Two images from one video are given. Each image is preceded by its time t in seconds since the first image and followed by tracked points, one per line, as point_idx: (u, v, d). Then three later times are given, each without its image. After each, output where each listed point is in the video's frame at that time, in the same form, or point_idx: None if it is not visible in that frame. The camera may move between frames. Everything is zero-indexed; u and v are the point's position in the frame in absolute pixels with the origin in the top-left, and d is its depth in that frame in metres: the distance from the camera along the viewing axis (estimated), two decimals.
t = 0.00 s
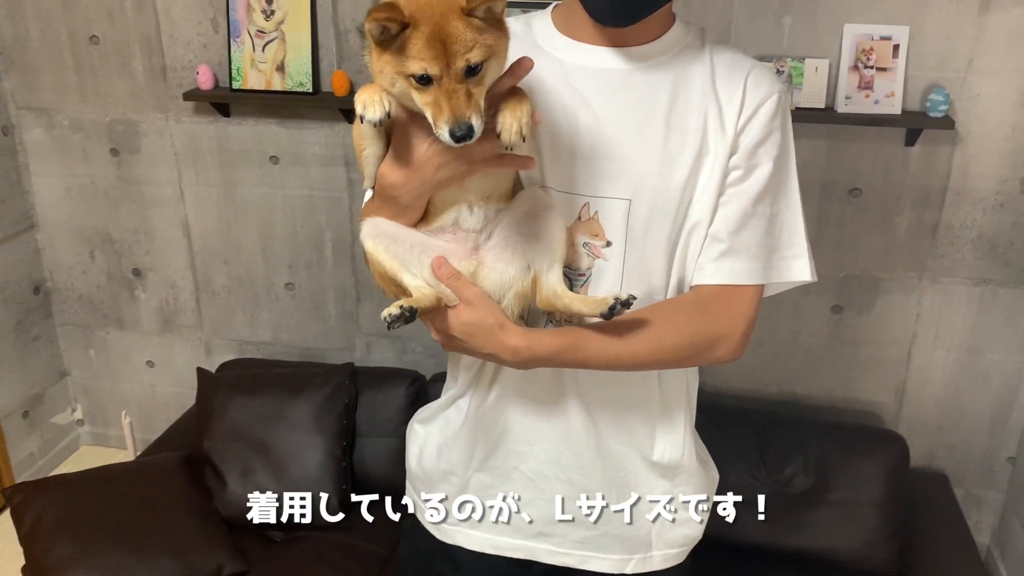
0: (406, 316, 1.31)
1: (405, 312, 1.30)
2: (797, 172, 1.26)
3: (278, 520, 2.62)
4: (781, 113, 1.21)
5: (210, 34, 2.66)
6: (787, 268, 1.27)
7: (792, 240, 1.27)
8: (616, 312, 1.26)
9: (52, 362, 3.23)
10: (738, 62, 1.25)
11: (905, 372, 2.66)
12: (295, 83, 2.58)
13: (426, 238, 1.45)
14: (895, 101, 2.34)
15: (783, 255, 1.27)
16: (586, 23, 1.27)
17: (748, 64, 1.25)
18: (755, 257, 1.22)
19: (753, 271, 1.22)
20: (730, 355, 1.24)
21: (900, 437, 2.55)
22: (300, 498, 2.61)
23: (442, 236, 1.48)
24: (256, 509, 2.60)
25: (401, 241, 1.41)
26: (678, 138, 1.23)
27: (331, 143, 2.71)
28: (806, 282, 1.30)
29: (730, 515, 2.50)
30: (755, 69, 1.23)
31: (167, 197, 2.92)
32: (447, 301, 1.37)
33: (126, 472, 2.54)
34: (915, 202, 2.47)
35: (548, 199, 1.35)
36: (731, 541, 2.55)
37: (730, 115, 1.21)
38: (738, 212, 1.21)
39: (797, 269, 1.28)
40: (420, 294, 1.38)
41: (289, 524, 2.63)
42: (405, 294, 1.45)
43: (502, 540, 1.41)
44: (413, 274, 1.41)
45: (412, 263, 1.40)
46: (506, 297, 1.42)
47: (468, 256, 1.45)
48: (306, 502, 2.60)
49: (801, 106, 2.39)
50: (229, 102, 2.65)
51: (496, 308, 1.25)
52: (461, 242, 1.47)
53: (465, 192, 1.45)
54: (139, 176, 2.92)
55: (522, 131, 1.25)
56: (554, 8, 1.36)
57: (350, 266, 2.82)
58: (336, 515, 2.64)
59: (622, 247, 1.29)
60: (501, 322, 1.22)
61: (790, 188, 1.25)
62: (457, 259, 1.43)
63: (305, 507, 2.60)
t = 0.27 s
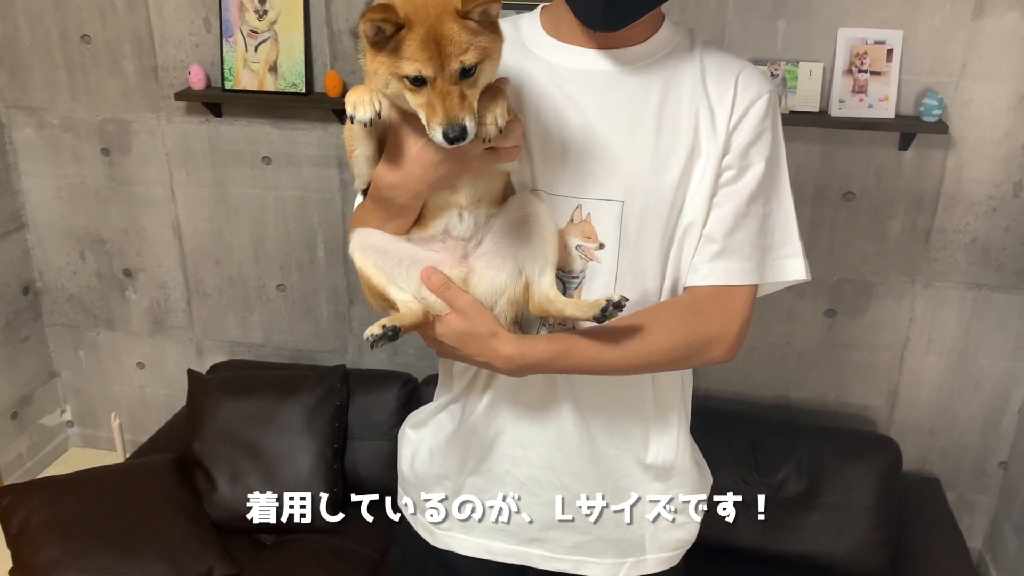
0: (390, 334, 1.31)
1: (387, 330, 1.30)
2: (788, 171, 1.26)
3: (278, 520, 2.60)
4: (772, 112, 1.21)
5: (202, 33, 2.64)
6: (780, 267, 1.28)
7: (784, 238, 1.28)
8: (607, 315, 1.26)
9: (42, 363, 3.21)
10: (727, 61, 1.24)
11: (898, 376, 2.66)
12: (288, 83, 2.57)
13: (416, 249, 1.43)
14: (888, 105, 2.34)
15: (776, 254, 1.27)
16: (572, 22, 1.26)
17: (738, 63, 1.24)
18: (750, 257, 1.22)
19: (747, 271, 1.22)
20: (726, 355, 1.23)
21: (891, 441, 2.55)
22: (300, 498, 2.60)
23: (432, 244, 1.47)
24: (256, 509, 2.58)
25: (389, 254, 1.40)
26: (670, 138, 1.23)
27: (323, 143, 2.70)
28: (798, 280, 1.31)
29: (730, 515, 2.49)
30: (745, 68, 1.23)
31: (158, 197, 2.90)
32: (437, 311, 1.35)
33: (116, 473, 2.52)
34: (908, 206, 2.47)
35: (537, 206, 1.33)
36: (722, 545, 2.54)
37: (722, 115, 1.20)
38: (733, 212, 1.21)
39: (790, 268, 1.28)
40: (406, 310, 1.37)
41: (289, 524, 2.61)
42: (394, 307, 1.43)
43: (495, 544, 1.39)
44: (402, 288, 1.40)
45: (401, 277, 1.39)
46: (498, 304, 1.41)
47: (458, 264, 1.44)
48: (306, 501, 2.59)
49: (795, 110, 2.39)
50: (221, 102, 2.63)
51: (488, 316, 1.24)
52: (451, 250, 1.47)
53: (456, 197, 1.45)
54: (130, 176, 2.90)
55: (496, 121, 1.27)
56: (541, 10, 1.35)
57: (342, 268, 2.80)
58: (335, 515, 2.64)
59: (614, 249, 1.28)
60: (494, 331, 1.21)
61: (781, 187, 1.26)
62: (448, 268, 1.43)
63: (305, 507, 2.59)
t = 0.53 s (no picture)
0: (371, 358, 1.31)
1: (370, 356, 1.30)
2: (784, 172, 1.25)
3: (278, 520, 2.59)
4: (768, 114, 1.21)
5: (198, 31, 2.62)
6: (775, 268, 1.27)
7: (780, 239, 1.27)
8: (604, 324, 1.22)
9: (35, 361, 3.19)
10: (724, 61, 1.23)
11: (896, 378, 2.65)
12: (284, 81, 2.55)
13: (411, 253, 1.40)
14: (887, 105, 2.33)
15: (771, 256, 1.26)
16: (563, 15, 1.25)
17: (734, 63, 1.23)
18: (746, 259, 1.22)
19: (743, 274, 1.21)
20: (721, 357, 1.23)
21: (889, 442, 2.54)
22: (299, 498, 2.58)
23: (428, 249, 1.45)
24: (256, 509, 2.57)
25: (382, 262, 1.36)
26: (668, 139, 1.21)
27: (320, 141, 2.68)
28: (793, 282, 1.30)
29: (730, 515, 2.48)
30: (742, 68, 1.22)
31: (153, 195, 2.88)
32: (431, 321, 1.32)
33: (110, 473, 2.51)
34: (907, 207, 2.46)
35: (533, 209, 1.32)
36: (719, 547, 2.53)
37: (720, 117, 1.19)
38: (730, 214, 1.20)
39: (785, 269, 1.27)
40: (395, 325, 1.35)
41: (288, 524, 2.60)
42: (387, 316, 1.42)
43: (489, 544, 1.38)
44: (393, 299, 1.37)
45: (394, 287, 1.35)
46: (495, 309, 1.38)
47: (454, 270, 1.41)
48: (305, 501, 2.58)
49: (794, 110, 2.38)
50: (217, 100, 2.61)
51: (485, 325, 1.21)
52: (447, 255, 1.44)
53: (453, 201, 1.42)
54: (125, 173, 2.88)
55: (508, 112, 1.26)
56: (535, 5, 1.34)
57: (338, 267, 2.79)
58: (334, 515, 2.62)
59: (610, 250, 1.27)
60: (491, 339, 1.20)
61: (778, 189, 1.25)
62: (443, 274, 1.39)
63: (305, 507, 2.58)
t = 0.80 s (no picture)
0: (380, 354, 1.30)
1: (380, 353, 1.29)
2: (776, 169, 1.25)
3: (278, 520, 2.59)
4: (760, 111, 1.21)
5: (196, 28, 2.61)
6: (768, 265, 1.27)
7: (773, 236, 1.27)
8: (603, 323, 1.22)
9: (33, 359, 3.18)
10: (715, 57, 1.22)
11: (895, 377, 2.65)
12: (282, 78, 2.55)
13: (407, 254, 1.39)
14: (887, 104, 2.33)
15: (765, 253, 1.26)
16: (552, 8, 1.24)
17: (725, 59, 1.22)
18: (740, 256, 1.22)
19: (737, 271, 1.21)
20: (716, 353, 1.23)
21: (888, 442, 2.54)
22: (297, 497, 2.57)
23: (425, 250, 1.44)
24: (256, 509, 2.57)
25: (380, 261, 1.35)
26: (661, 138, 1.20)
27: (318, 139, 2.68)
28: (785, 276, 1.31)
29: (730, 515, 2.48)
30: (733, 64, 1.21)
31: (151, 193, 2.88)
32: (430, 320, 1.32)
33: (107, 471, 2.50)
34: (907, 206, 2.46)
35: (528, 208, 1.30)
36: (717, 546, 2.53)
37: (712, 114, 1.19)
38: (724, 211, 1.20)
39: (778, 265, 1.27)
40: (395, 324, 1.34)
41: (287, 524, 2.60)
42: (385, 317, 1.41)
43: (482, 542, 1.37)
44: (393, 298, 1.35)
45: (393, 286, 1.34)
46: (493, 310, 1.36)
47: (452, 271, 1.40)
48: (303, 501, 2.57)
49: (793, 108, 2.37)
50: (214, 97, 2.60)
51: (484, 324, 1.20)
52: (444, 257, 1.43)
53: (450, 202, 1.42)
54: (123, 171, 2.87)
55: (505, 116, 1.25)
56: None
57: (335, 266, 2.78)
58: (334, 515, 2.62)
59: (604, 249, 1.26)
60: (489, 340, 1.18)
61: (771, 186, 1.24)
62: (441, 274, 1.38)
63: (305, 507, 2.57)
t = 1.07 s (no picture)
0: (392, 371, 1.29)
1: (392, 369, 1.28)
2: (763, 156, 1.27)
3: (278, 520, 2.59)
4: (747, 99, 1.22)
5: (195, 25, 2.61)
6: (758, 252, 1.29)
7: (761, 223, 1.29)
8: (609, 323, 1.22)
9: (32, 357, 3.18)
10: (700, 46, 1.22)
11: (895, 376, 2.64)
12: (281, 76, 2.54)
13: (409, 263, 1.38)
14: (888, 102, 2.32)
15: (756, 239, 1.28)
16: (537, 1, 1.24)
17: (710, 47, 1.23)
18: (736, 245, 1.23)
19: (733, 260, 1.23)
20: (718, 340, 1.24)
21: (888, 440, 2.53)
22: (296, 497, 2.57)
23: (428, 258, 1.43)
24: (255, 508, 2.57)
25: (382, 272, 1.34)
26: (655, 131, 1.19)
27: (317, 137, 2.67)
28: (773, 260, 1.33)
29: (730, 515, 2.47)
30: (718, 52, 1.22)
31: (150, 190, 2.87)
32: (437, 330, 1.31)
33: (106, 469, 2.50)
34: (908, 204, 2.45)
35: (528, 211, 1.29)
36: (717, 545, 2.52)
37: (703, 105, 1.19)
38: (719, 201, 1.21)
39: (767, 251, 1.29)
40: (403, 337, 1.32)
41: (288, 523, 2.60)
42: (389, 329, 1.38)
43: (480, 541, 1.37)
44: (399, 310, 1.34)
45: (397, 298, 1.33)
46: (498, 315, 1.35)
47: (455, 278, 1.39)
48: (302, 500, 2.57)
49: (793, 106, 2.36)
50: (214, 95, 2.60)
51: (492, 332, 1.19)
52: (447, 264, 1.43)
53: (452, 207, 1.40)
54: (122, 169, 2.86)
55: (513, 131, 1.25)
56: None
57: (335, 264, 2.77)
58: (334, 515, 2.62)
59: (602, 245, 1.26)
60: (497, 346, 1.17)
61: (759, 173, 1.26)
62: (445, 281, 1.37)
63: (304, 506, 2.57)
